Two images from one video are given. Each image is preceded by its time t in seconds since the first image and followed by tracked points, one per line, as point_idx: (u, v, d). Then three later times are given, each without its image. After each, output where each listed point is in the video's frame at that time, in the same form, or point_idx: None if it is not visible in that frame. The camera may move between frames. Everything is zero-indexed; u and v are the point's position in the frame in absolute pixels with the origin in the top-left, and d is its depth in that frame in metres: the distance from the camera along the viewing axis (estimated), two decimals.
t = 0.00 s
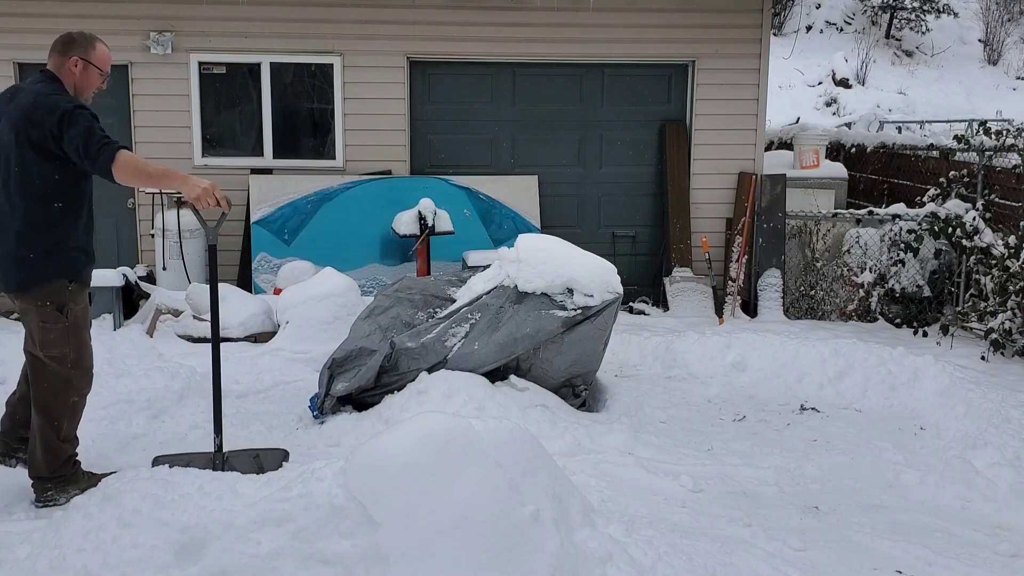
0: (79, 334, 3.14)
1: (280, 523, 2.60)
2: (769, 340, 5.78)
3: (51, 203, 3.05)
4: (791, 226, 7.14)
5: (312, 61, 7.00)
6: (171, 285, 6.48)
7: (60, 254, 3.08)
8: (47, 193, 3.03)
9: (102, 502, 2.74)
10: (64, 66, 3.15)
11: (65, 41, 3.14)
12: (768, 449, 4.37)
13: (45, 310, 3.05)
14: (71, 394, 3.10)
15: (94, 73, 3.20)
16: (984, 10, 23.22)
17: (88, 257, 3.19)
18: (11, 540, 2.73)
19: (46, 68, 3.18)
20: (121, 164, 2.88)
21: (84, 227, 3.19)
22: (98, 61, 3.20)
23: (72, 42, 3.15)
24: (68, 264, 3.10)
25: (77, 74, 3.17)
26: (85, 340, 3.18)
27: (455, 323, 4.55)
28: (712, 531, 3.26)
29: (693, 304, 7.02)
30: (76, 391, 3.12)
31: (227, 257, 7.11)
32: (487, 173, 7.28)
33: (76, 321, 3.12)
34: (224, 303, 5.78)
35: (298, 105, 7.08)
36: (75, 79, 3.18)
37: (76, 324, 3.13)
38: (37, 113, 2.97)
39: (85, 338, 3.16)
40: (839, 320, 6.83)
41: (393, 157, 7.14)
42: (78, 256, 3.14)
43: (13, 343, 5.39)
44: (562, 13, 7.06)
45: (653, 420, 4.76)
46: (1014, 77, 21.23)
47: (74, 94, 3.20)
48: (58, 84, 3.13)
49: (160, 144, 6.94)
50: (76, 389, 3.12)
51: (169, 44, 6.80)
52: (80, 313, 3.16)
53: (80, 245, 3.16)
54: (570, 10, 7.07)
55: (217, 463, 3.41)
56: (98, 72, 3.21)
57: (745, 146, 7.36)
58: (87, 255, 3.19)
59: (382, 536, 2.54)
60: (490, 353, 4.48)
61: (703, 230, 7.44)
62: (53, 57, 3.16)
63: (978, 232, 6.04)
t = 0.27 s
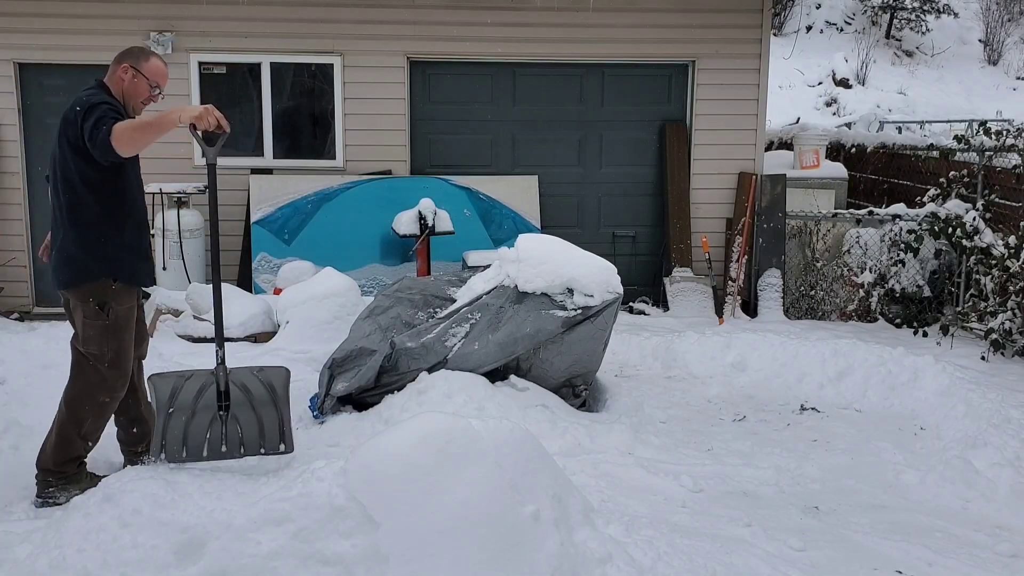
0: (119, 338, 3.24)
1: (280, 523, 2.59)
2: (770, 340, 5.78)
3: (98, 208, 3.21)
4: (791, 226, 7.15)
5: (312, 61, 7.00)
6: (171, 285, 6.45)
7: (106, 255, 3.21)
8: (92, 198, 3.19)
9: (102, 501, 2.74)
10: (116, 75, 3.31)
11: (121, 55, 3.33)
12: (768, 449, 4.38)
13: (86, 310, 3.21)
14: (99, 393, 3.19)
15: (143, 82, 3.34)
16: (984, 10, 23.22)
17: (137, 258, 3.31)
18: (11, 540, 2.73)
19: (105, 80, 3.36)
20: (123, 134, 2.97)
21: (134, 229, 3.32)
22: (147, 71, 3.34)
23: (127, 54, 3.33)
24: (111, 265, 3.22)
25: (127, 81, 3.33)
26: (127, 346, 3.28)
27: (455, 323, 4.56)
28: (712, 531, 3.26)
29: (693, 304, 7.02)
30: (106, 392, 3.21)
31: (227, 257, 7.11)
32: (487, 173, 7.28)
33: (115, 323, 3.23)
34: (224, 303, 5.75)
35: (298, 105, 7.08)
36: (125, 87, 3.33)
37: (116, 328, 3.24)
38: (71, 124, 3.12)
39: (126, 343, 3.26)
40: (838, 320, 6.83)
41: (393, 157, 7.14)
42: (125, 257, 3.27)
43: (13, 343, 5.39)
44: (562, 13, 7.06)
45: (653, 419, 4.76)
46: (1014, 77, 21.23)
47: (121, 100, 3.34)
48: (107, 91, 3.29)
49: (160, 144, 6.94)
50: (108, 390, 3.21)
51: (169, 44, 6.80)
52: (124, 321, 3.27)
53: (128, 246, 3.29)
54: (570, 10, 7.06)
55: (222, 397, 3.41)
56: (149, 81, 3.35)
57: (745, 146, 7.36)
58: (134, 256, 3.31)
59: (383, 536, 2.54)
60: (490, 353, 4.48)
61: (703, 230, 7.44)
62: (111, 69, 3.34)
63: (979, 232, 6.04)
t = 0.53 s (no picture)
0: (172, 318, 3.43)
1: (280, 523, 2.59)
2: (769, 340, 5.79)
3: (125, 196, 3.35)
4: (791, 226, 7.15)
5: (312, 61, 7.01)
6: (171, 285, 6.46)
7: (134, 243, 3.36)
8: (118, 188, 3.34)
9: (103, 501, 2.73)
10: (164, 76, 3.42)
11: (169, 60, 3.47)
12: (768, 449, 4.38)
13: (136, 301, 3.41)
14: (166, 371, 3.41)
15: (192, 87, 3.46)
16: (984, 10, 23.22)
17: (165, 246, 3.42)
18: (11, 540, 2.73)
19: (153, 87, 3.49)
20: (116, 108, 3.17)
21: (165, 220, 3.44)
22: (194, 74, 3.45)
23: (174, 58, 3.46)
24: (139, 251, 3.36)
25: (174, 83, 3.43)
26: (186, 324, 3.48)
27: (455, 323, 4.56)
28: (712, 531, 3.26)
29: (693, 304, 7.02)
30: (172, 372, 3.42)
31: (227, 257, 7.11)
32: (487, 173, 7.28)
33: (156, 308, 3.41)
34: (223, 302, 5.76)
35: (298, 105, 7.08)
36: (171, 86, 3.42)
37: (168, 311, 3.42)
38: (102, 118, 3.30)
39: (182, 321, 3.45)
40: (838, 320, 6.83)
41: (393, 157, 7.14)
42: (152, 244, 3.39)
43: (13, 343, 5.39)
44: (562, 13, 7.07)
45: (653, 420, 4.76)
46: (1014, 77, 21.23)
47: (171, 105, 3.46)
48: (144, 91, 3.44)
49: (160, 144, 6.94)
50: (176, 370, 3.43)
51: (169, 44, 6.79)
52: (177, 300, 3.45)
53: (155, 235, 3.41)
54: (570, 10, 7.06)
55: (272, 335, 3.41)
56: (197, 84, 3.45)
57: (745, 146, 7.36)
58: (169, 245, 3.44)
59: (383, 535, 2.54)
60: (490, 353, 4.48)
61: (703, 230, 7.44)
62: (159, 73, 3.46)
63: (979, 232, 6.04)
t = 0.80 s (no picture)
0: (186, 324, 3.41)
1: (280, 523, 2.59)
2: (770, 340, 5.79)
3: (147, 194, 3.36)
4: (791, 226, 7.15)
5: (312, 61, 7.01)
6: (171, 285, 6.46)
7: (147, 244, 3.37)
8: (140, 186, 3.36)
9: (103, 501, 2.73)
10: (216, 88, 3.35)
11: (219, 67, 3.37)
12: (768, 449, 4.38)
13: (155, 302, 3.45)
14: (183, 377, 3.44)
15: (243, 98, 3.38)
16: (984, 10, 23.22)
17: (179, 251, 3.37)
18: (12, 540, 2.73)
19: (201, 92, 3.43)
20: (138, 147, 3.15)
21: (184, 225, 3.39)
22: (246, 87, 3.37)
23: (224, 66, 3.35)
24: (150, 252, 3.36)
25: (225, 95, 3.37)
26: (202, 330, 3.44)
27: (455, 323, 4.56)
28: (712, 531, 3.26)
29: (693, 304, 7.03)
30: (185, 376, 3.43)
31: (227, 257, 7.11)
32: (487, 173, 7.28)
33: (172, 313, 3.40)
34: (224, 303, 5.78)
35: (298, 105, 7.08)
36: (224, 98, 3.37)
37: (182, 316, 3.41)
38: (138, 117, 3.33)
39: (196, 328, 3.43)
40: (838, 320, 6.83)
41: (393, 157, 7.14)
42: (164, 247, 3.36)
43: (13, 343, 5.39)
44: (562, 13, 7.07)
45: (653, 420, 4.76)
46: (1014, 77, 21.23)
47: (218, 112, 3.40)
48: (186, 96, 3.40)
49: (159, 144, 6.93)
50: (190, 374, 3.44)
51: (169, 44, 6.79)
52: (192, 307, 3.41)
53: (169, 239, 3.37)
54: (570, 10, 7.07)
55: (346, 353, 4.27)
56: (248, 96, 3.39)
57: (745, 146, 7.36)
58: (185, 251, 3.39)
59: (383, 535, 2.54)
60: (490, 353, 4.48)
61: (703, 230, 7.44)
62: (209, 81, 3.38)
63: (979, 232, 6.03)
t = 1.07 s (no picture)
0: (188, 321, 3.44)
1: (280, 523, 2.58)
2: (769, 340, 5.79)
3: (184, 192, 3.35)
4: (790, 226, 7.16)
5: (312, 61, 7.00)
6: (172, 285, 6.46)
7: (162, 238, 3.41)
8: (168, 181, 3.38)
9: (103, 501, 2.73)
10: (279, 113, 3.34)
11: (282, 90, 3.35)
12: (768, 449, 4.38)
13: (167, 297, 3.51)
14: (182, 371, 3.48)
15: (303, 124, 3.37)
16: (984, 10, 23.22)
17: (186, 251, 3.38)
18: (11, 540, 2.72)
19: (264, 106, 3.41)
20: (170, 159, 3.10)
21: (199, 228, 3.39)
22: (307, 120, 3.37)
23: (291, 92, 3.32)
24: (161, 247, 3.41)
25: (286, 120, 3.35)
26: (201, 329, 3.45)
27: (455, 323, 4.56)
28: (712, 531, 3.26)
29: (693, 304, 7.03)
30: (183, 374, 3.47)
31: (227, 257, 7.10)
32: (487, 173, 7.28)
33: (175, 308, 3.43)
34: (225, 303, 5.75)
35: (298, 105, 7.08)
36: (285, 124, 3.36)
37: (185, 316, 3.43)
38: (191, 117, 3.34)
39: (196, 326, 3.44)
40: (838, 320, 6.83)
41: (393, 157, 7.14)
42: (173, 246, 3.37)
43: (13, 343, 5.39)
44: (562, 14, 7.07)
45: (653, 419, 4.76)
46: (1014, 77, 21.23)
47: (278, 136, 3.40)
48: (248, 108, 3.38)
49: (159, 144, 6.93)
50: (188, 373, 3.47)
51: (169, 44, 6.79)
52: (194, 308, 3.42)
53: (181, 238, 3.38)
54: (570, 10, 7.07)
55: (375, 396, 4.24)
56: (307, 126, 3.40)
57: (745, 146, 7.36)
58: (193, 254, 3.38)
59: (383, 535, 2.54)
60: (490, 353, 4.49)
61: (703, 230, 7.45)
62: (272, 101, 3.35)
63: (978, 232, 6.03)
